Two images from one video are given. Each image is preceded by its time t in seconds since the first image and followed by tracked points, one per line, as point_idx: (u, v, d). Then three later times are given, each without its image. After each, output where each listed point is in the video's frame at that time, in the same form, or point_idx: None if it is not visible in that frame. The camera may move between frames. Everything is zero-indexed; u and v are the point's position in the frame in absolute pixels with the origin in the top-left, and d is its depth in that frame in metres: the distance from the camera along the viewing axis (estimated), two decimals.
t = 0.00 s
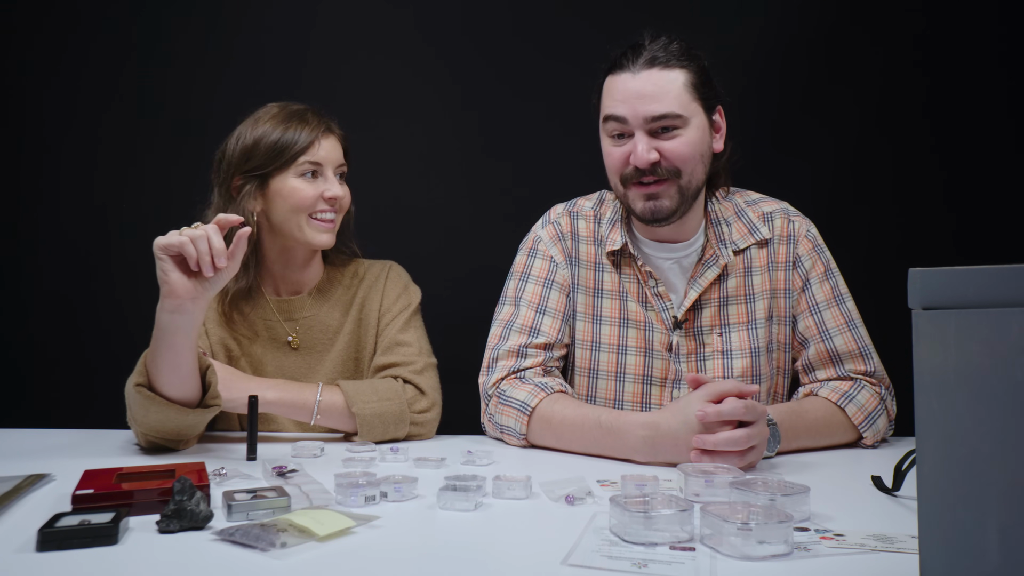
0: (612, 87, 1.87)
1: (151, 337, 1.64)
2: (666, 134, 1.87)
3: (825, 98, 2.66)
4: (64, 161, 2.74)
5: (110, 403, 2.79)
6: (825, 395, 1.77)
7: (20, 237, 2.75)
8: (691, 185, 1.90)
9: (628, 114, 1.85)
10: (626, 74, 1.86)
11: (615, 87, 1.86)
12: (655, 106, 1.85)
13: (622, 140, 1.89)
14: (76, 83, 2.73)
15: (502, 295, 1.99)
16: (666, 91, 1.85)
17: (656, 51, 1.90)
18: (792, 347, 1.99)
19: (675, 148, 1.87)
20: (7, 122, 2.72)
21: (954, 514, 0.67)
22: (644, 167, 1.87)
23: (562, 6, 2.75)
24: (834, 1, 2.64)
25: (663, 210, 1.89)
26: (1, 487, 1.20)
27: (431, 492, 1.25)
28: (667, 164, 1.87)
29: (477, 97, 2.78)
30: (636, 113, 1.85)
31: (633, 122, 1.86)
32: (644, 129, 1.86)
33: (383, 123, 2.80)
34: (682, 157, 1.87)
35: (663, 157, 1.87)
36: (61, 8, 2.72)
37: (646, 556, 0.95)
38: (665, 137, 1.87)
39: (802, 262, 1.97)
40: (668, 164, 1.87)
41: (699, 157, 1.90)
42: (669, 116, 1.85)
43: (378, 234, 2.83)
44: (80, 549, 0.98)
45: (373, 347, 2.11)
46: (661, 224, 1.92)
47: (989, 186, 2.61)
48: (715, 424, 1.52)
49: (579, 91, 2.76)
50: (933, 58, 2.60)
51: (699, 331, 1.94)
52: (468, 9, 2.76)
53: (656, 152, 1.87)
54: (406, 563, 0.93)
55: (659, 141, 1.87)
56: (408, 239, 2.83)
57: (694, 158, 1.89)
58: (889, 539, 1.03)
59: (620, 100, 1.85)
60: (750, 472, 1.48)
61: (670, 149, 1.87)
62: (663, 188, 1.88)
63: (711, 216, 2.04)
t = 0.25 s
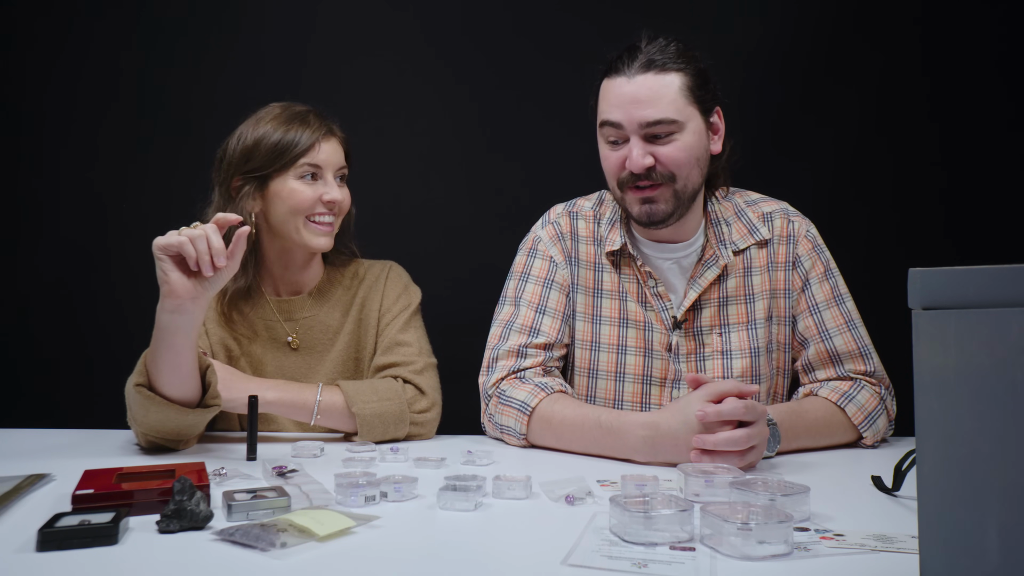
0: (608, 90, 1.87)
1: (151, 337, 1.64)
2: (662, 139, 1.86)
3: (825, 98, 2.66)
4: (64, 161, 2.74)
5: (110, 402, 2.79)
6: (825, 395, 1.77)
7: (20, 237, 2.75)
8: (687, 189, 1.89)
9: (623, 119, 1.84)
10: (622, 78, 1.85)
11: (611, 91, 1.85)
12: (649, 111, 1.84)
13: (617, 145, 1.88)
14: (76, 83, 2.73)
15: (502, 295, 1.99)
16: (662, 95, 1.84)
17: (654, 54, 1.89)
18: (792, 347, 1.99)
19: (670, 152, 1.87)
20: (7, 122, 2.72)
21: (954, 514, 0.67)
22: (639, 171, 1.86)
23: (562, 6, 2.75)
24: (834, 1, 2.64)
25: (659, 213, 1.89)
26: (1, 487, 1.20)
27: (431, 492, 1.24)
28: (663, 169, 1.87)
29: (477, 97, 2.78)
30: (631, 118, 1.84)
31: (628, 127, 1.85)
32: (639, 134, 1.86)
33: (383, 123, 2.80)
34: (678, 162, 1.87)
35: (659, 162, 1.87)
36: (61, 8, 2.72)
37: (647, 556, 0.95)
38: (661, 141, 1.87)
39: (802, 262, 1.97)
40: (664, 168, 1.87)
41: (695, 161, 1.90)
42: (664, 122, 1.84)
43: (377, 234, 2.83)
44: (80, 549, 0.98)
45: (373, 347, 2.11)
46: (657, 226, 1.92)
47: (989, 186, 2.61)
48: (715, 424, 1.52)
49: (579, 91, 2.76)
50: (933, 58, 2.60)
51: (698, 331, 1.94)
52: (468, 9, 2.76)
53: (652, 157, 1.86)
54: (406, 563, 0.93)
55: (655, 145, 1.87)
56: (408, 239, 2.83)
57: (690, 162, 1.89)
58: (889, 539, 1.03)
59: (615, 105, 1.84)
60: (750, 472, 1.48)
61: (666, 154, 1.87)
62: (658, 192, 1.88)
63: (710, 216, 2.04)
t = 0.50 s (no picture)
0: (604, 92, 1.87)
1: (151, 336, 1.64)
2: (658, 141, 1.86)
3: (825, 98, 2.66)
4: (64, 161, 2.74)
5: (110, 403, 2.79)
6: (825, 395, 1.77)
7: (20, 237, 2.75)
8: (685, 191, 1.89)
9: (619, 121, 1.84)
10: (618, 80, 1.85)
11: (608, 93, 1.85)
12: (645, 113, 1.84)
13: (613, 147, 1.88)
14: (76, 83, 2.73)
15: (502, 295, 1.99)
16: (658, 96, 1.84)
17: (651, 56, 1.89)
18: (792, 348, 1.99)
19: (667, 154, 1.87)
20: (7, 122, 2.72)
21: (954, 514, 0.67)
22: (635, 173, 1.86)
23: (562, 6, 2.75)
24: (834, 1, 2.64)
25: (656, 215, 1.89)
26: (1, 487, 1.20)
27: (430, 492, 1.24)
28: (659, 171, 1.87)
29: (477, 97, 2.78)
30: (627, 120, 1.84)
31: (625, 129, 1.85)
32: (636, 135, 1.85)
33: (383, 123, 2.80)
34: (674, 164, 1.87)
35: (655, 164, 1.87)
36: (61, 8, 2.72)
37: (647, 556, 0.95)
38: (658, 143, 1.87)
39: (802, 262, 1.97)
40: (661, 170, 1.87)
41: (692, 163, 1.90)
42: (660, 124, 1.84)
43: (377, 234, 2.83)
44: (80, 548, 0.98)
45: (372, 347, 2.11)
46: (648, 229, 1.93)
47: (989, 186, 2.61)
48: (715, 424, 1.52)
49: (579, 91, 2.76)
50: (934, 57, 2.60)
51: (698, 331, 1.94)
52: (468, 9, 2.76)
53: (649, 159, 1.86)
54: (406, 563, 0.93)
55: (652, 147, 1.87)
56: (408, 239, 2.83)
57: (687, 164, 1.89)
58: (889, 539, 1.03)
59: (611, 107, 1.84)
60: (750, 472, 1.48)
61: (663, 156, 1.87)
62: (656, 194, 1.88)
63: (710, 216, 2.04)
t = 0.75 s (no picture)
0: (601, 93, 1.87)
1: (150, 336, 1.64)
2: (655, 141, 1.86)
3: (825, 98, 2.66)
4: (64, 161, 2.74)
5: (110, 402, 2.79)
6: (825, 395, 1.77)
7: (20, 237, 2.75)
8: (683, 193, 1.89)
9: (616, 122, 1.85)
10: (616, 81, 1.85)
11: (605, 93, 1.85)
12: (642, 113, 1.84)
13: (608, 147, 1.89)
14: (76, 83, 2.73)
15: (502, 295, 1.99)
16: (655, 97, 1.84)
17: (650, 56, 1.89)
18: (792, 348, 1.99)
19: (664, 155, 1.86)
20: (8, 122, 2.72)
21: (955, 513, 0.67)
22: (632, 173, 1.86)
23: (563, 6, 2.75)
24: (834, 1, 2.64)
25: (653, 215, 1.88)
26: (1, 487, 1.20)
27: (430, 492, 1.24)
28: (657, 171, 1.87)
29: (477, 97, 2.78)
30: (624, 121, 1.84)
31: (622, 130, 1.85)
32: (632, 136, 1.85)
33: (383, 123, 2.80)
34: (672, 164, 1.87)
35: (652, 164, 1.86)
36: (62, 8, 2.72)
37: (647, 556, 0.95)
38: (655, 143, 1.86)
39: (802, 262, 1.97)
40: (658, 170, 1.87)
41: (690, 163, 1.90)
42: (657, 124, 1.84)
43: (377, 234, 2.83)
44: (80, 549, 0.98)
45: (373, 347, 2.11)
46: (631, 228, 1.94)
47: (989, 186, 2.61)
48: (715, 424, 1.52)
49: (579, 91, 2.76)
50: (934, 57, 2.60)
51: (698, 331, 1.94)
52: (468, 9, 2.76)
53: (645, 159, 1.86)
54: (406, 563, 0.93)
55: (649, 148, 1.87)
56: (408, 239, 2.83)
57: (685, 164, 1.88)
58: (889, 539, 1.03)
59: (608, 108, 1.85)
60: (750, 472, 1.48)
61: (659, 156, 1.86)
62: (653, 195, 1.87)
63: (710, 216, 2.04)
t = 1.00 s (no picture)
0: (599, 92, 1.87)
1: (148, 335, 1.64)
2: (651, 141, 1.86)
3: (825, 98, 2.66)
4: (64, 161, 2.74)
5: (110, 402, 2.79)
6: (825, 395, 1.77)
7: (20, 237, 2.75)
8: (679, 193, 1.89)
9: (612, 121, 1.85)
10: (613, 80, 1.85)
11: (602, 93, 1.85)
12: (638, 113, 1.84)
13: (605, 146, 1.89)
14: (76, 83, 2.73)
15: (501, 295, 1.99)
16: (652, 97, 1.84)
17: (648, 56, 1.89)
18: (792, 348, 1.99)
19: (660, 155, 1.86)
20: (7, 123, 2.72)
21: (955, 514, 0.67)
22: (628, 173, 1.86)
23: (563, 6, 2.75)
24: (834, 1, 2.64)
25: (649, 216, 1.89)
26: (1, 487, 1.20)
27: (431, 492, 1.24)
28: (653, 171, 1.87)
29: (477, 97, 2.78)
30: (621, 120, 1.84)
31: (618, 129, 1.85)
32: (629, 135, 1.86)
33: (383, 123, 2.80)
34: (668, 164, 1.86)
35: (648, 164, 1.86)
36: (62, 9, 2.71)
37: (646, 556, 0.95)
38: (651, 143, 1.87)
39: (802, 262, 1.97)
40: (654, 170, 1.86)
41: (686, 163, 1.89)
42: (653, 124, 1.84)
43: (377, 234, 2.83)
44: (80, 548, 0.98)
45: (375, 347, 2.11)
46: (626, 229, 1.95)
47: (990, 186, 2.61)
48: (715, 424, 1.52)
49: (579, 91, 2.76)
50: (934, 57, 2.60)
51: (698, 331, 1.94)
52: (468, 9, 2.76)
53: (641, 159, 1.86)
54: (406, 563, 0.93)
55: (645, 147, 1.87)
56: (408, 239, 2.83)
57: (681, 165, 1.88)
58: (889, 539, 1.03)
59: (605, 107, 1.85)
60: (750, 472, 1.48)
61: (655, 156, 1.86)
62: (649, 196, 1.87)
63: (710, 216, 2.04)
